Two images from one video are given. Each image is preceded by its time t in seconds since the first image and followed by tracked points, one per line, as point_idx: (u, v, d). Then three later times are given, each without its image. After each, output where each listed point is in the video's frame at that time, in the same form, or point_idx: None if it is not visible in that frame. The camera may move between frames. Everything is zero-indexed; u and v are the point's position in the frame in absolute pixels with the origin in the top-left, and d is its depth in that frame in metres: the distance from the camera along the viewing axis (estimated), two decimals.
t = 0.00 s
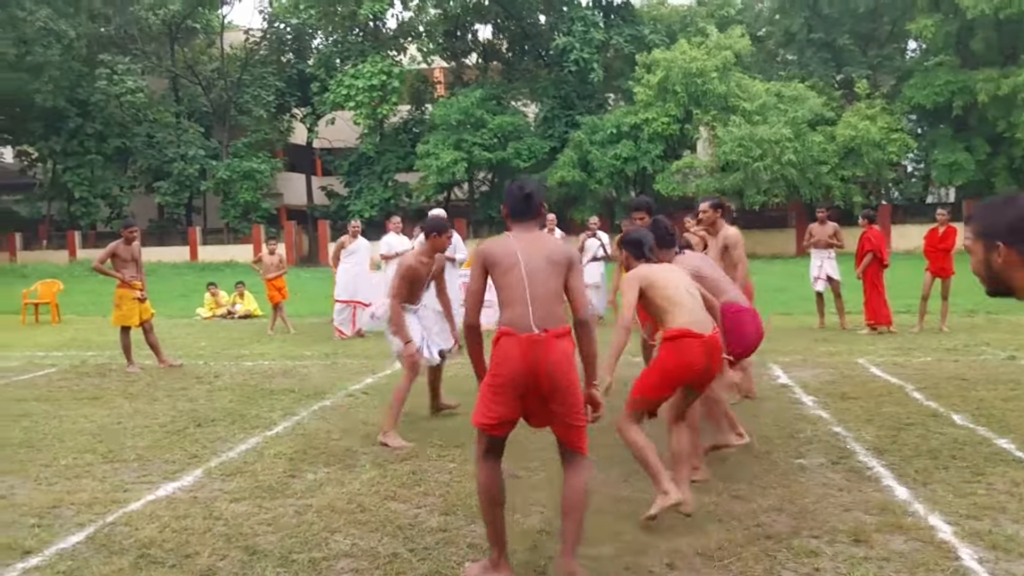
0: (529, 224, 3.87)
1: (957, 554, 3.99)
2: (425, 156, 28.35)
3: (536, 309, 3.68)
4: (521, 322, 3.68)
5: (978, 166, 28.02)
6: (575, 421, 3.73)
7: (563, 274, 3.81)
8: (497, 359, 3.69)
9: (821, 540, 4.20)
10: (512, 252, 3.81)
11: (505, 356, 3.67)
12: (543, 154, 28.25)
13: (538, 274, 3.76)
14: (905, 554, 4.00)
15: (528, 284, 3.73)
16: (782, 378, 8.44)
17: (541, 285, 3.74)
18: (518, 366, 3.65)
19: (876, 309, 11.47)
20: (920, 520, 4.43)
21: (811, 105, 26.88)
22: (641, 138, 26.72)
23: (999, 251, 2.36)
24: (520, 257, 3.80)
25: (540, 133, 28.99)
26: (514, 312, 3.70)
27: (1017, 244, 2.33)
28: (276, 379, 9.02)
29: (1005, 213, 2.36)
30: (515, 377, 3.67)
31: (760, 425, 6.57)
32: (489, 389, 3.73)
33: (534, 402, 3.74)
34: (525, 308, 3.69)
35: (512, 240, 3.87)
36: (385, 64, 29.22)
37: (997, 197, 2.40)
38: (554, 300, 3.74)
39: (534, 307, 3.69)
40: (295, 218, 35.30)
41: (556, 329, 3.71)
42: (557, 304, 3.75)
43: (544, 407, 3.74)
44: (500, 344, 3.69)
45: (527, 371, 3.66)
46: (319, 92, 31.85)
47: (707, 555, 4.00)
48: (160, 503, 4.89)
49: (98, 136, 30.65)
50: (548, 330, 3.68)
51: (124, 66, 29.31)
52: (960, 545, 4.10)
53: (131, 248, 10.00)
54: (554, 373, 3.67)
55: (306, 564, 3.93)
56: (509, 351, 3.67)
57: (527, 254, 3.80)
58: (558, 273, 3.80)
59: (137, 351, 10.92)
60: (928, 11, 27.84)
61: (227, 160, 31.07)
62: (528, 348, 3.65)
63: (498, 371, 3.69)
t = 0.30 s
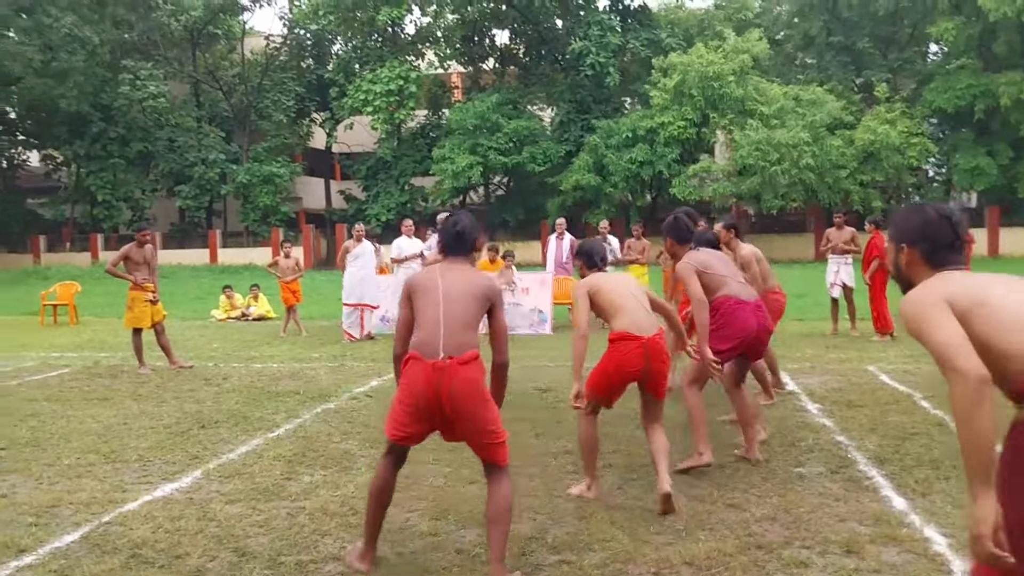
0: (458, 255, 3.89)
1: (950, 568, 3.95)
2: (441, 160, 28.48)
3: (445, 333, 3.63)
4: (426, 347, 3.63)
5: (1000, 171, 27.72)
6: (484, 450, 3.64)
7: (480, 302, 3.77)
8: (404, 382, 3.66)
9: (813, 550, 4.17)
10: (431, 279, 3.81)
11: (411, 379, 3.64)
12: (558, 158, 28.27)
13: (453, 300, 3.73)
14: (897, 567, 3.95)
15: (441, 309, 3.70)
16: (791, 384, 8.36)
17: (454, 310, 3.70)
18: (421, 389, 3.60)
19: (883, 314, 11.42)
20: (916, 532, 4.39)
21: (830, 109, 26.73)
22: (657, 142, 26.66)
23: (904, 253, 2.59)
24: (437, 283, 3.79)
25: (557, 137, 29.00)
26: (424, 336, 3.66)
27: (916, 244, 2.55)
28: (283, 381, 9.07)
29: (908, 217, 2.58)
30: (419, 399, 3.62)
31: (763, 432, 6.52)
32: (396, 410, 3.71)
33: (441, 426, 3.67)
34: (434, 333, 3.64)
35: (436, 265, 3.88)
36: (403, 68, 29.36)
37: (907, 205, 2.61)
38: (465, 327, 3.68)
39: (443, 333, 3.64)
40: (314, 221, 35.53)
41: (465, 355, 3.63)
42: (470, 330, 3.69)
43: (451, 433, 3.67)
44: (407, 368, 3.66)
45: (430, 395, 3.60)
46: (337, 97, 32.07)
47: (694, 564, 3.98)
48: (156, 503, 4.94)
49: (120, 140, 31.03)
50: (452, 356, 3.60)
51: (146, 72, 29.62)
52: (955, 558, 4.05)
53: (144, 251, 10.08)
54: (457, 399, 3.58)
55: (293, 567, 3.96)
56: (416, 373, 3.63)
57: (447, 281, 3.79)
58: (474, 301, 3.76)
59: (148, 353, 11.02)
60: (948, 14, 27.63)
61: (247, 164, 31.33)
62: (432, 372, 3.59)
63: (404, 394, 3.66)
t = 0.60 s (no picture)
0: (394, 249, 4.16)
1: None
2: (453, 166, 28.56)
3: (369, 322, 3.85)
4: (352, 333, 3.87)
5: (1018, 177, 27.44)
6: (408, 432, 3.83)
7: (406, 293, 4.00)
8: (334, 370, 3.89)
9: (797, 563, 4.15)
10: (362, 272, 4.07)
11: (339, 366, 3.87)
12: (570, 163, 28.25)
13: (379, 290, 3.97)
14: None
15: (367, 299, 3.94)
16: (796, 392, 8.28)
17: (379, 300, 3.93)
18: (345, 375, 3.82)
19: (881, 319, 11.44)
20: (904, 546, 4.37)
21: (844, 115, 26.58)
22: (670, 147, 26.57)
23: (805, 253, 2.93)
24: (369, 275, 4.05)
25: (569, 143, 29.00)
26: (350, 326, 3.90)
27: (816, 245, 2.87)
28: (286, 386, 9.11)
29: (812, 219, 2.89)
30: (344, 385, 3.83)
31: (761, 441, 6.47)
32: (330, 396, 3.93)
33: (368, 411, 3.86)
34: (359, 322, 3.88)
35: (369, 261, 4.15)
36: (416, 74, 29.47)
37: (814, 209, 2.92)
38: (389, 315, 3.89)
39: (367, 321, 3.86)
40: (328, 226, 35.68)
41: (386, 341, 3.83)
42: (394, 320, 3.90)
43: (378, 417, 3.86)
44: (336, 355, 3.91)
45: (353, 379, 3.80)
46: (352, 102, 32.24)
47: None
48: (146, 507, 4.98)
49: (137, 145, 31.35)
50: (374, 341, 3.80)
51: (163, 78, 29.85)
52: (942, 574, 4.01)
53: (150, 255, 10.00)
54: (377, 383, 3.77)
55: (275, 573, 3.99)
56: (342, 361, 3.86)
57: (376, 273, 4.04)
58: (400, 291, 3.99)
59: (155, 357, 11.09)
60: (965, 19, 27.46)
61: (262, 170, 31.51)
62: (355, 357, 3.80)
63: (334, 381, 3.89)
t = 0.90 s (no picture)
0: (404, 241, 4.05)
1: None
2: (461, 167, 28.54)
3: (373, 317, 3.80)
4: (356, 329, 3.83)
5: None
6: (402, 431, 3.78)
7: (412, 287, 3.91)
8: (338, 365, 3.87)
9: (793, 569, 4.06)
10: (369, 265, 4.00)
11: (343, 361, 3.85)
12: (578, 166, 28.21)
13: (386, 283, 3.89)
14: None
15: (373, 292, 3.87)
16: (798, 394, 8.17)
17: (384, 294, 3.85)
18: (347, 371, 3.80)
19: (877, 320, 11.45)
20: (903, 554, 4.29)
21: (853, 118, 26.46)
22: (677, 150, 26.48)
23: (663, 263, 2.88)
24: (375, 269, 3.97)
25: (576, 146, 28.92)
26: (354, 320, 3.86)
27: (672, 257, 2.79)
28: (286, 388, 9.06)
29: (668, 233, 2.83)
30: (347, 379, 3.82)
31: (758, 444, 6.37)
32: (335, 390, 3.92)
33: (368, 407, 3.83)
34: (363, 317, 3.83)
35: (378, 252, 4.07)
36: (424, 77, 29.49)
37: (673, 221, 2.85)
38: (393, 312, 3.82)
39: (371, 316, 3.81)
40: (335, 228, 35.71)
41: (389, 337, 3.78)
42: (398, 315, 3.83)
43: (377, 414, 3.83)
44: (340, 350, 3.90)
45: (355, 375, 3.78)
46: (360, 104, 32.26)
47: None
48: (138, 510, 4.93)
49: (146, 146, 31.44)
50: (376, 338, 3.76)
51: (171, 79, 29.86)
52: None
53: (152, 256, 9.89)
54: (375, 380, 3.74)
55: None
56: (346, 356, 3.83)
57: (383, 266, 3.96)
58: (406, 285, 3.90)
59: (157, 358, 11.06)
60: (975, 23, 27.32)
61: (269, 171, 31.55)
62: (357, 354, 3.78)
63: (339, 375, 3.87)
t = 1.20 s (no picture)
0: (421, 250, 4.09)
1: None
2: (460, 173, 28.51)
3: (389, 325, 3.86)
4: (374, 337, 3.89)
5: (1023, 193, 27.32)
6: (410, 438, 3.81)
7: (428, 295, 3.95)
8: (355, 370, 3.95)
9: None
10: (387, 272, 4.05)
11: (361, 366, 3.92)
12: (577, 173, 28.16)
13: (403, 291, 3.94)
14: None
15: (390, 301, 3.92)
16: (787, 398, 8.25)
17: (401, 303, 3.91)
18: (363, 377, 3.87)
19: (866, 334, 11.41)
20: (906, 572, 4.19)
21: (851, 128, 26.44)
22: (676, 158, 26.44)
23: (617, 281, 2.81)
24: (394, 276, 4.02)
25: (575, 153, 28.88)
26: (371, 328, 3.93)
27: (623, 274, 2.76)
28: (279, 396, 8.94)
29: (614, 249, 2.78)
30: (363, 386, 3.88)
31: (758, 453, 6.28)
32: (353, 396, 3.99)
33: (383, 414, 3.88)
34: (380, 324, 3.89)
35: (397, 260, 4.11)
36: (423, 81, 29.45)
37: (617, 238, 2.79)
38: (410, 321, 3.88)
39: (388, 324, 3.88)
40: (332, 233, 35.64)
41: (405, 346, 3.84)
42: (414, 324, 3.89)
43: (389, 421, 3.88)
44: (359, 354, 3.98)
45: (370, 381, 3.84)
46: (359, 109, 32.22)
47: None
48: (124, 523, 4.80)
49: (142, 149, 31.34)
50: (393, 346, 3.83)
51: (168, 81, 29.75)
52: None
53: (145, 260, 9.71)
54: (389, 387, 3.81)
55: None
56: (363, 362, 3.90)
57: (400, 274, 4.01)
58: (422, 294, 3.95)
59: (148, 364, 10.93)
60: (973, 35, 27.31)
61: (267, 175, 31.48)
62: (373, 359, 3.84)
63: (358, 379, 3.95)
